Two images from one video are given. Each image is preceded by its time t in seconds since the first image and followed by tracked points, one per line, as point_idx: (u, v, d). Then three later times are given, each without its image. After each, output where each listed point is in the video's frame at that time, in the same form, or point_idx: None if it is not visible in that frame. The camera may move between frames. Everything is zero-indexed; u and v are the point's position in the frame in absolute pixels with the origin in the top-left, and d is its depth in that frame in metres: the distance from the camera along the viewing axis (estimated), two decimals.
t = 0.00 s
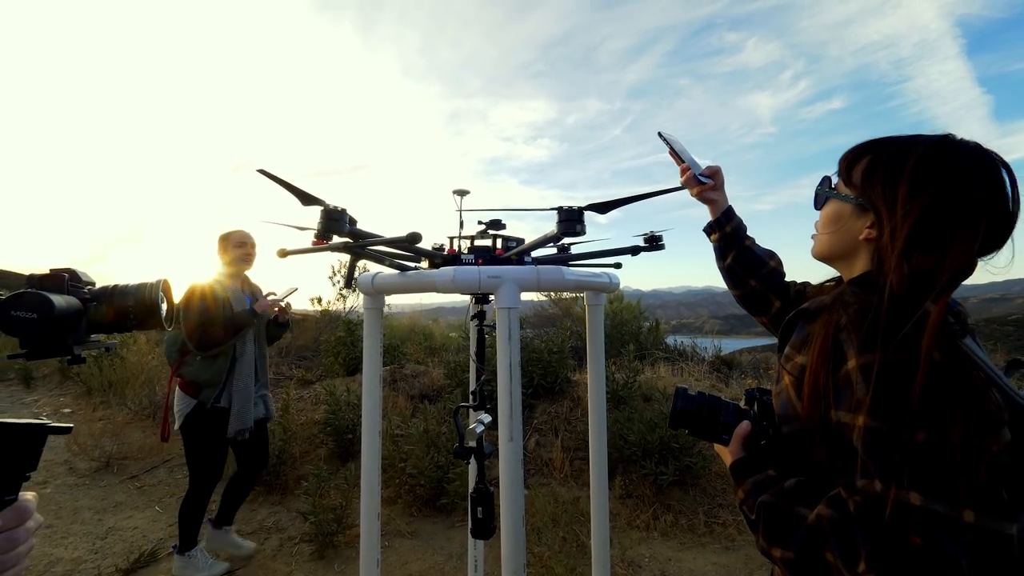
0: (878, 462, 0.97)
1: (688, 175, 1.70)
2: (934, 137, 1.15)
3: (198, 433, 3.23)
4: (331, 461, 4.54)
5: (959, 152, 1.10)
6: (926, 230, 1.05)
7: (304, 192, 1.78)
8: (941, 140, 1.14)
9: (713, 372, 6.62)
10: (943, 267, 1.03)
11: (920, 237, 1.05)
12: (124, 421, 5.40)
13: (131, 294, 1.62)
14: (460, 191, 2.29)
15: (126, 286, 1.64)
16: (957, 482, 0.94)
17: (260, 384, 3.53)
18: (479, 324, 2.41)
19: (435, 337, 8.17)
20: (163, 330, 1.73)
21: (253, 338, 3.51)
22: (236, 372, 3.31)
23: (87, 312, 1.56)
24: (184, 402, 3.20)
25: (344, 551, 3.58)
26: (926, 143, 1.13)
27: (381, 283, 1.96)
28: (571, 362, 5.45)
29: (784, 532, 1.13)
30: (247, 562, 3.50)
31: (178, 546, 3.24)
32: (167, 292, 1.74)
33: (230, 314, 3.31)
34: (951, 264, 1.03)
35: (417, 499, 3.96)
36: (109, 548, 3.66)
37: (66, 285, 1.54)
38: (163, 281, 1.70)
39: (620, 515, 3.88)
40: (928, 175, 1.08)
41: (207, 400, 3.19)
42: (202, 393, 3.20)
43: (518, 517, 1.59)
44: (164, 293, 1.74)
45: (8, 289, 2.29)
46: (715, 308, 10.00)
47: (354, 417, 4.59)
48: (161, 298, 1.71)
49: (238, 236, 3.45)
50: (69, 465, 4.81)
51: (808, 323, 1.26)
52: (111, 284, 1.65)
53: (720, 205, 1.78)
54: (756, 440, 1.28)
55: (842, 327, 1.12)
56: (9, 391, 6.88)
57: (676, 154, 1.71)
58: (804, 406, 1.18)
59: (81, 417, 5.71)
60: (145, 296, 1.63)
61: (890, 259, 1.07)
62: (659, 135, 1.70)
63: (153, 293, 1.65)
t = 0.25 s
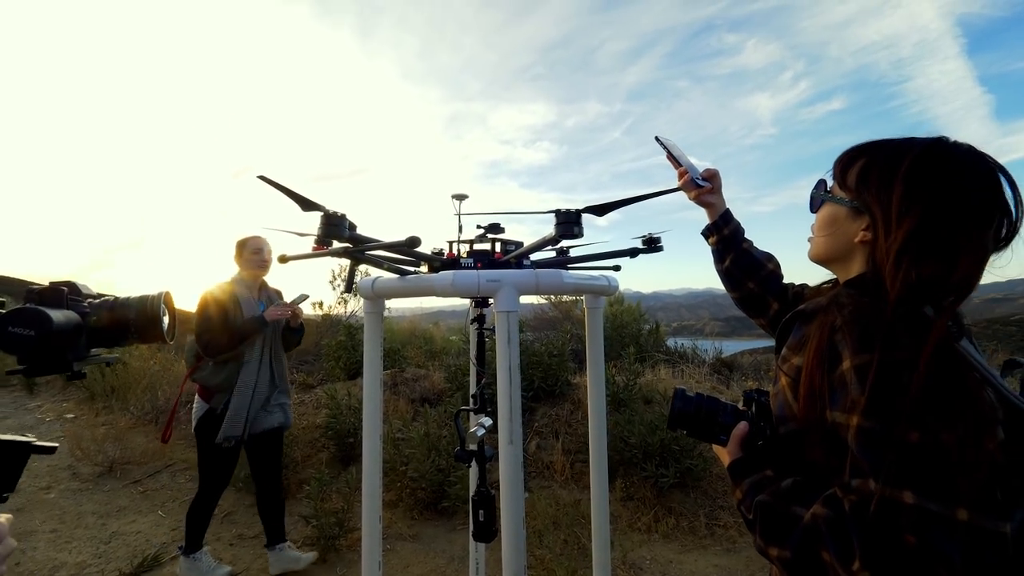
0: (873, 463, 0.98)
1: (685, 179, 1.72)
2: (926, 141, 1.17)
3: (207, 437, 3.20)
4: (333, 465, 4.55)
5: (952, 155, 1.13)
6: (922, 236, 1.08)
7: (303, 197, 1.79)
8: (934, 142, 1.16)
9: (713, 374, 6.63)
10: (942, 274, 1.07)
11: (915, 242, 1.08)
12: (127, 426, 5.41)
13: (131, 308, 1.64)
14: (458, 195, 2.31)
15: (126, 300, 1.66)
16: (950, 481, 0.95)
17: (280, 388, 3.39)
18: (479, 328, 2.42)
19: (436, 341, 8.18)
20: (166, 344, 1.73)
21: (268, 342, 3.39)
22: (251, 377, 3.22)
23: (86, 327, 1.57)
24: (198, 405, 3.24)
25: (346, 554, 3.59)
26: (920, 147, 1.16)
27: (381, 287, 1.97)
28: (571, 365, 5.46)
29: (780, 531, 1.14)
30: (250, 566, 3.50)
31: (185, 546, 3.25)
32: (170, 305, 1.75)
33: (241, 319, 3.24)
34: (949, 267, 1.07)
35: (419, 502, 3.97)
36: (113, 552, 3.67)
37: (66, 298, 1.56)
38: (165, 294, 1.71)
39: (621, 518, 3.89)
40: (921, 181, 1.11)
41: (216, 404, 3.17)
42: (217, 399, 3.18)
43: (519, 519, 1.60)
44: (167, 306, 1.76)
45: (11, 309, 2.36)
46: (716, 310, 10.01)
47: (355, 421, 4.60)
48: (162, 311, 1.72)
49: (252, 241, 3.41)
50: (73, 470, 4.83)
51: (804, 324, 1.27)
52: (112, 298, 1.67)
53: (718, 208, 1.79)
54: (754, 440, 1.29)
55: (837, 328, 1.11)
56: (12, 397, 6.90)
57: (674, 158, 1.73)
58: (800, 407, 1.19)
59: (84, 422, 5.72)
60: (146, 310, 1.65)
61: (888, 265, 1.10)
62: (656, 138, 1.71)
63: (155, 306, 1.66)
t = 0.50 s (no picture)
0: (870, 462, 0.99)
1: (683, 181, 1.74)
2: (920, 142, 1.18)
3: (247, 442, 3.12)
4: (335, 467, 4.56)
5: (949, 155, 1.14)
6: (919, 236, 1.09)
7: (304, 201, 1.82)
8: (930, 142, 1.17)
9: (714, 376, 6.63)
10: (938, 271, 1.09)
11: (911, 241, 1.09)
12: (130, 430, 5.44)
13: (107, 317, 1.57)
14: (458, 199, 2.33)
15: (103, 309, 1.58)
16: (945, 478, 0.97)
17: (309, 388, 3.34)
18: (479, 330, 2.44)
19: (437, 344, 8.19)
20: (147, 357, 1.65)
21: (294, 341, 3.34)
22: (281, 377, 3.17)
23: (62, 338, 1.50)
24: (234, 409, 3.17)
25: (348, 556, 3.60)
26: (916, 147, 1.17)
27: (381, 290, 1.99)
28: (572, 368, 5.47)
29: (778, 530, 1.15)
30: (252, 568, 3.50)
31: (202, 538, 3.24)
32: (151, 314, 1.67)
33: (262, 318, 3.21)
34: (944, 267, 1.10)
35: (420, 504, 3.98)
36: (117, 555, 3.68)
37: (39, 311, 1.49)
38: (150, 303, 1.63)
39: (621, 519, 3.89)
40: (916, 182, 1.12)
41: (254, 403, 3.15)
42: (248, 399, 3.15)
43: (519, 519, 1.62)
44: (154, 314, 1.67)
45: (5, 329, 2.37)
46: (717, 312, 10.01)
47: (356, 424, 4.61)
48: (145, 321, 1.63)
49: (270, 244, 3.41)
50: (77, 473, 4.85)
51: (802, 325, 1.29)
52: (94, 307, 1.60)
53: (715, 210, 1.81)
54: (751, 440, 1.31)
55: (834, 328, 1.12)
56: (16, 402, 6.93)
57: (671, 161, 1.74)
58: (797, 407, 1.20)
59: (88, 426, 5.74)
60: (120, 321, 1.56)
61: (885, 264, 1.11)
62: (653, 141, 1.72)
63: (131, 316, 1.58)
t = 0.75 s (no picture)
0: (869, 462, 1.00)
1: (682, 182, 1.74)
2: (921, 142, 1.19)
3: (266, 443, 3.12)
4: (336, 469, 4.57)
5: (950, 154, 1.14)
6: (919, 234, 1.09)
7: (304, 203, 1.83)
8: (931, 141, 1.17)
9: (714, 378, 6.63)
10: (942, 266, 1.05)
11: (912, 239, 1.09)
12: (133, 431, 5.43)
13: None
14: (457, 200, 2.34)
15: None
16: (945, 479, 0.97)
17: (326, 389, 3.33)
18: (479, 332, 2.45)
19: (437, 346, 8.19)
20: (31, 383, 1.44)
21: (314, 341, 3.32)
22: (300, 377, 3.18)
23: None
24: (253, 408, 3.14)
25: (349, 556, 3.60)
26: (916, 146, 1.17)
27: (380, 292, 2.00)
28: (572, 370, 5.48)
29: (778, 531, 1.15)
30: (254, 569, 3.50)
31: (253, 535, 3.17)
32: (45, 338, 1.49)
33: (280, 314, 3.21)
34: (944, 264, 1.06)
35: (420, 506, 3.98)
36: (120, 555, 3.68)
37: None
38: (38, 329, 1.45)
39: (621, 521, 3.90)
40: (918, 182, 1.12)
41: (270, 403, 3.11)
42: (268, 398, 3.13)
43: (518, 519, 1.62)
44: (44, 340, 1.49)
45: None
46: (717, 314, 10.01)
47: (357, 425, 4.61)
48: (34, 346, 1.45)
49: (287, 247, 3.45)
50: (81, 475, 4.86)
51: (801, 325, 1.29)
52: None
53: (715, 211, 1.82)
54: (751, 441, 1.32)
55: (834, 328, 1.13)
56: (20, 404, 6.94)
57: (671, 162, 1.75)
58: (797, 408, 1.21)
59: (91, 428, 5.75)
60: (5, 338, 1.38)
61: (886, 262, 1.10)
62: (652, 142, 1.72)
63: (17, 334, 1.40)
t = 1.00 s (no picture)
0: (870, 463, 1.01)
1: (682, 181, 1.76)
2: (923, 137, 1.19)
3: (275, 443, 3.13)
4: (338, 470, 4.58)
5: (953, 149, 1.14)
6: (923, 232, 1.09)
7: (303, 206, 1.84)
8: (933, 137, 1.18)
9: (716, 379, 6.63)
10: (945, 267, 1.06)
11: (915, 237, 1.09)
12: (138, 432, 5.45)
13: None
14: (456, 202, 2.35)
15: None
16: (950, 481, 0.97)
17: (335, 392, 3.35)
18: (478, 333, 2.46)
19: (439, 347, 8.21)
20: None
21: (324, 343, 3.34)
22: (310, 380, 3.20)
23: None
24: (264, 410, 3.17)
25: (351, 557, 3.62)
26: (919, 142, 1.18)
27: (380, 293, 2.01)
28: (573, 371, 5.49)
29: (779, 532, 1.16)
30: (257, 569, 3.50)
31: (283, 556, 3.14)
32: None
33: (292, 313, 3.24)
34: (951, 258, 1.10)
35: (421, 507, 3.99)
36: (126, 554, 3.69)
37: None
38: None
39: (623, 523, 3.90)
40: (921, 178, 1.12)
41: (281, 405, 3.14)
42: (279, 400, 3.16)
43: (517, 520, 1.63)
44: None
45: None
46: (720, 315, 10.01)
47: (359, 426, 4.63)
48: None
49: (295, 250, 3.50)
50: (88, 475, 4.88)
51: (803, 325, 1.31)
52: None
53: (716, 210, 1.83)
54: (752, 441, 1.32)
55: (836, 327, 1.14)
56: (27, 406, 6.98)
57: (670, 161, 1.76)
58: (799, 408, 1.21)
59: (97, 429, 5.77)
60: None
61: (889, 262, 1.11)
62: (652, 140, 1.73)
63: None
